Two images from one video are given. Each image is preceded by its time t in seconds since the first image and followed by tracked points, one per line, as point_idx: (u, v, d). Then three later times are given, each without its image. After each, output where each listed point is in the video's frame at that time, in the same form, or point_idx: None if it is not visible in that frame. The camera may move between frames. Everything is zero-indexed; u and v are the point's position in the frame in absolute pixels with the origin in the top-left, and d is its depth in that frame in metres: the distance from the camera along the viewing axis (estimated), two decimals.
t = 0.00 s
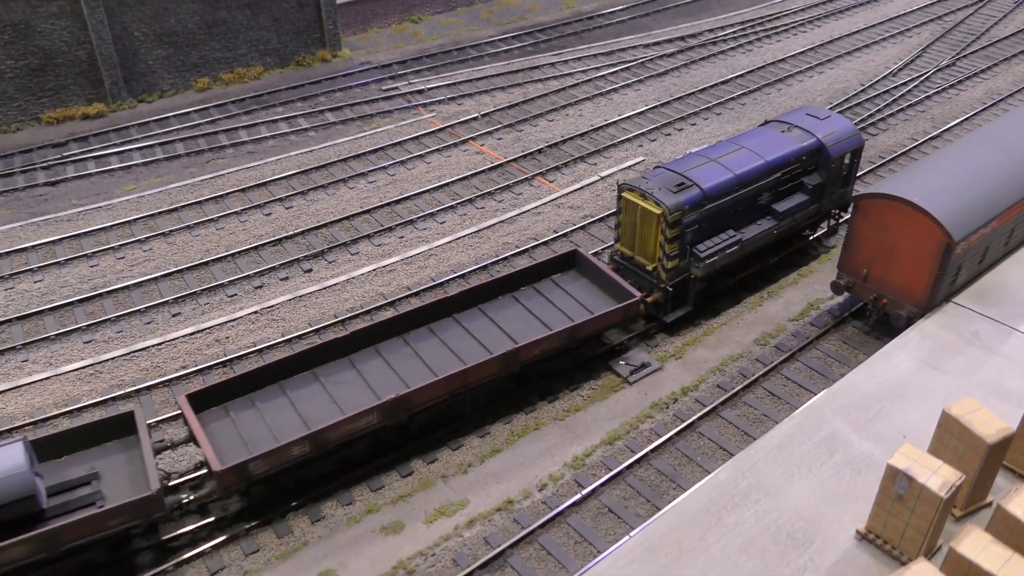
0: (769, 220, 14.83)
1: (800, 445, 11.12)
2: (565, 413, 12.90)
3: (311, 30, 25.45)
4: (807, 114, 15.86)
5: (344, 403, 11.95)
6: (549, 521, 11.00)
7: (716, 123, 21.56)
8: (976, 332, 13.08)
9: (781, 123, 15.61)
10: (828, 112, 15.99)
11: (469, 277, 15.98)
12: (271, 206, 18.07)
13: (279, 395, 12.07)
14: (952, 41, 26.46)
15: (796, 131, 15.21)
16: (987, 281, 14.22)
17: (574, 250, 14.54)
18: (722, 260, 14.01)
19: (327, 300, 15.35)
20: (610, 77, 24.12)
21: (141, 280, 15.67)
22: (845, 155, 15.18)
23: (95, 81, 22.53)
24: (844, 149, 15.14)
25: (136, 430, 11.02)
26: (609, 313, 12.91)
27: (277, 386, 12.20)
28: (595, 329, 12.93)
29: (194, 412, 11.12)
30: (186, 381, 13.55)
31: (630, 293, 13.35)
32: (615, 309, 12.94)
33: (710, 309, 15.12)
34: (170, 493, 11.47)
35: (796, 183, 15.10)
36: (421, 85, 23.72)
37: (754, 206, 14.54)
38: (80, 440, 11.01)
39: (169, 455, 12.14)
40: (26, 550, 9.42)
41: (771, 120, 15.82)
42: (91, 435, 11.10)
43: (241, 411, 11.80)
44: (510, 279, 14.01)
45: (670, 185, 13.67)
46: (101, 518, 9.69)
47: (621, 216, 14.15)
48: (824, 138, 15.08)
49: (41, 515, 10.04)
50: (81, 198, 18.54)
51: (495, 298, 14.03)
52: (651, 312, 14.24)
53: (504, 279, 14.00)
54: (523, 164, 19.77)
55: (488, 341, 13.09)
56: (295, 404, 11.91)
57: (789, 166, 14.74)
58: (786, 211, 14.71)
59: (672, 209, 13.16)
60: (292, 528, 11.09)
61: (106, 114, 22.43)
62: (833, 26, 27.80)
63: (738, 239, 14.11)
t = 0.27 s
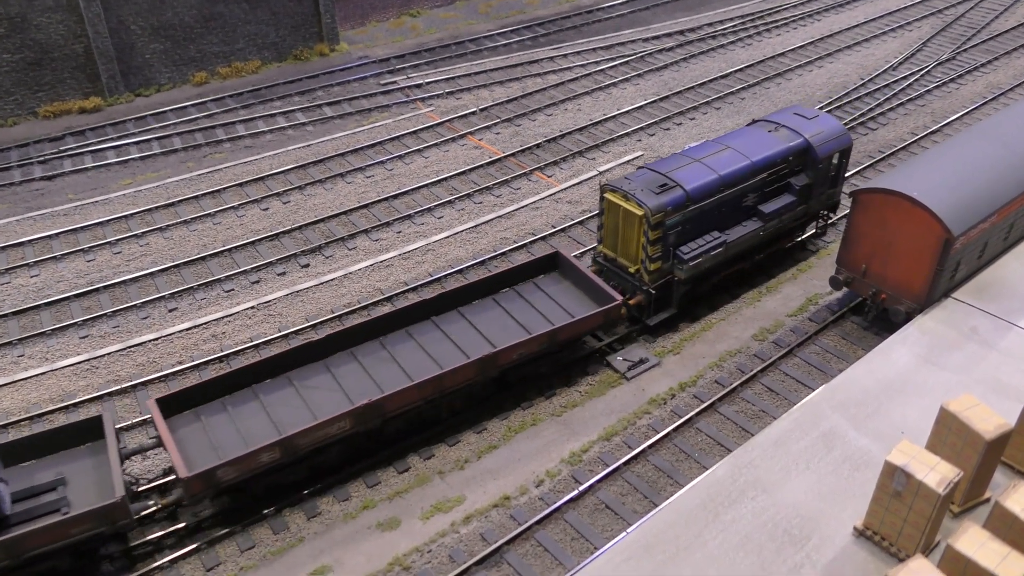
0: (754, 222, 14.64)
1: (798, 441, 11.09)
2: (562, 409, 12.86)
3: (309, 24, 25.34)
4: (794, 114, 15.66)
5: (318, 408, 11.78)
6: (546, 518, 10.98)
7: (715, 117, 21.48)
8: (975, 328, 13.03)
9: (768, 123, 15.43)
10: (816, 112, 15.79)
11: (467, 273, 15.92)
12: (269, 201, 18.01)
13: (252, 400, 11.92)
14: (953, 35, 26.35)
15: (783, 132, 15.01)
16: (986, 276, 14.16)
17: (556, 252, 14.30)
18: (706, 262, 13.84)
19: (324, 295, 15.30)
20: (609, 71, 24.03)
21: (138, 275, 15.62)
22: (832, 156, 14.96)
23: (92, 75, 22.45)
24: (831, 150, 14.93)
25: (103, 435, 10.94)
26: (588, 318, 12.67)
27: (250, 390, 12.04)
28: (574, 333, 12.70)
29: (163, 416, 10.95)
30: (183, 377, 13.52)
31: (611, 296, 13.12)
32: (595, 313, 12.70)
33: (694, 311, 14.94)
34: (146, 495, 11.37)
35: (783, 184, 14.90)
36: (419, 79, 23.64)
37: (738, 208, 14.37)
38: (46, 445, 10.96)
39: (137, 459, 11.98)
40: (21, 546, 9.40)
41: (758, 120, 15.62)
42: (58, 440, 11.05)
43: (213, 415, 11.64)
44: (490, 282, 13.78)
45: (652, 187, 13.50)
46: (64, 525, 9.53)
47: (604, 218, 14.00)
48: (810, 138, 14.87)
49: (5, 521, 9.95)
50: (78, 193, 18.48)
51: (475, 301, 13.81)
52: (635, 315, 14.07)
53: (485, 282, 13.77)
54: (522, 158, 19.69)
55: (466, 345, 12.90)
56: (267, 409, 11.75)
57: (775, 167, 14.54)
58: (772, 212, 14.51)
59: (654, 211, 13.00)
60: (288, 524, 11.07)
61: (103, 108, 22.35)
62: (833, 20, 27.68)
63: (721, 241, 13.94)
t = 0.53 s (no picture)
0: (737, 224, 14.46)
1: (795, 436, 11.07)
2: (559, 405, 12.84)
3: (307, 18, 25.26)
4: (779, 115, 15.50)
5: (289, 414, 11.62)
6: (543, 513, 10.97)
7: (714, 112, 21.42)
8: (974, 323, 13.00)
9: (752, 124, 15.26)
10: (802, 114, 15.62)
11: (464, 268, 15.89)
12: (266, 196, 17.96)
13: (222, 404, 11.74)
14: (953, 30, 26.26)
15: (768, 133, 14.84)
16: (985, 271, 14.12)
17: (535, 255, 14.10)
18: (686, 265, 13.66)
19: (321, 291, 15.27)
20: (608, 65, 23.96)
21: (135, 270, 15.59)
22: (817, 157, 14.79)
23: (89, 69, 22.38)
24: (816, 151, 14.76)
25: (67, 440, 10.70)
26: (564, 323, 12.47)
27: (219, 394, 11.87)
28: (551, 337, 12.53)
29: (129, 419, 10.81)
30: (180, 372, 13.50)
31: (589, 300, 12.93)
32: (573, 317, 12.53)
33: (677, 314, 14.72)
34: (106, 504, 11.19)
35: (767, 186, 14.73)
36: (418, 73, 23.57)
37: (720, 210, 14.19)
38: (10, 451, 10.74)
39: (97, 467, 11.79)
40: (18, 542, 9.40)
41: (742, 120, 15.45)
42: (22, 445, 10.82)
43: (181, 420, 11.47)
44: (468, 285, 13.60)
45: (631, 189, 13.32)
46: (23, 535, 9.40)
47: (583, 221, 13.82)
48: (795, 139, 14.69)
49: None
50: (75, 188, 18.44)
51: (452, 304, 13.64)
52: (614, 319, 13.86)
53: (463, 285, 13.59)
54: (520, 153, 19.64)
55: (441, 349, 12.74)
56: (237, 414, 11.58)
57: (758, 168, 14.37)
58: (755, 214, 14.35)
59: (633, 213, 12.83)
60: (284, 519, 11.06)
61: (100, 103, 22.28)
62: (833, 14, 27.58)
63: (702, 244, 13.75)
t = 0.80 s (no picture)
0: (721, 228, 14.20)
1: (793, 432, 11.06)
2: (558, 401, 12.83)
3: (306, 14, 25.22)
4: (766, 117, 15.20)
5: (259, 421, 11.43)
6: (542, 509, 10.97)
7: (714, 108, 21.40)
8: (973, 320, 12.99)
9: (739, 126, 14.99)
10: (789, 115, 15.33)
11: (464, 264, 15.87)
12: (265, 191, 17.95)
13: (191, 410, 11.59)
14: (954, 26, 26.22)
15: (754, 135, 14.58)
16: (984, 268, 14.10)
17: (515, 259, 13.88)
18: (669, 270, 13.38)
19: (320, 287, 15.26)
20: (608, 62, 23.92)
21: (134, 266, 15.57)
22: (803, 160, 14.52)
23: (88, 65, 22.36)
24: (803, 154, 14.49)
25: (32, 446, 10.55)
26: (539, 329, 12.24)
27: (189, 401, 11.71)
28: (527, 343, 12.28)
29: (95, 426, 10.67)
30: (179, 367, 13.50)
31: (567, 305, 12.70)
32: (549, 323, 12.30)
33: (660, 319, 14.46)
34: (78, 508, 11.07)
35: (752, 189, 14.47)
36: (417, 69, 23.54)
37: (704, 213, 13.91)
38: None
39: (71, 470, 11.66)
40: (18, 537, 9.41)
41: (729, 122, 15.19)
42: None
43: (149, 426, 11.31)
44: (447, 289, 13.39)
45: (612, 193, 13.03)
46: None
47: (564, 225, 13.52)
48: (781, 142, 14.41)
49: None
50: (74, 183, 18.42)
51: (429, 309, 13.41)
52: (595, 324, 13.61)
53: (441, 289, 13.38)
54: (520, 149, 19.61)
55: (415, 356, 12.52)
56: (207, 421, 11.42)
57: (743, 172, 14.10)
58: (740, 218, 14.08)
59: (613, 219, 12.54)
60: (283, 515, 11.06)
61: (100, 99, 22.25)
62: (834, 10, 27.53)
63: (684, 249, 13.46)
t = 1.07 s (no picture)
0: (707, 232, 14.10)
1: (793, 428, 11.09)
2: (558, 398, 12.87)
3: (306, 14, 25.24)
4: (753, 120, 15.16)
5: (237, 426, 11.37)
6: (542, 505, 11.00)
7: (714, 106, 21.43)
8: (973, 316, 13.02)
9: (725, 129, 14.92)
10: (776, 119, 15.25)
11: (464, 262, 15.90)
12: (266, 190, 17.98)
13: (169, 415, 11.53)
14: (953, 25, 26.25)
15: (740, 138, 14.51)
16: (984, 265, 14.13)
17: (499, 263, 13.79)
18: (654, 275, 13.27)
19: (321, 285, 15.30)
20: (607, 61, 23.95)
21: (135, 265, 15.60)
22: (790, 164, 14.49)
23: (89, 64, 22.40)
24: (789, 157, 14.44)
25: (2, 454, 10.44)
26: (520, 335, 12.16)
27: (167, 405, 11.65)
28: (509, 349, 12.22)
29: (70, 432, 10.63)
30: (180, 365, 13.53)
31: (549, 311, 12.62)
32: (531, 329, 12.21)
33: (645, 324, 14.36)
34: (54, 513, 11.00)
35: (738, 193, 14.38)
36: (417, 68, 23.56)
37: (689, 217, 13.83)
38: None
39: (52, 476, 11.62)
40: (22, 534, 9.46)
41: (715, 126, 15.13)
42: None
43: (125, 432, 11.25)
44: (428, 294, 13.30)
45: (595, 196, 12.95)
46: None
47: (547, 229, 13.44)
48: (767, 145, 14.37)
49: None
50: (75, 182, 18.46)
51: (411, 314, 13.35)
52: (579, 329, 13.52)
53: (423, 293, 13.29)
54: (520, 148, 19.64)
55: (396, 361, 12.44)
56: (185, 426, 11.37)
57: (728, 176, 14.02)
58: (726, 222, 14.01)
59: (596, 222, 12.46)
60: (284, 511, 11.09)
61: (100, 98, 22.28)
62: (833, 9, 27.55)
63: (669, 253, 13.36)
